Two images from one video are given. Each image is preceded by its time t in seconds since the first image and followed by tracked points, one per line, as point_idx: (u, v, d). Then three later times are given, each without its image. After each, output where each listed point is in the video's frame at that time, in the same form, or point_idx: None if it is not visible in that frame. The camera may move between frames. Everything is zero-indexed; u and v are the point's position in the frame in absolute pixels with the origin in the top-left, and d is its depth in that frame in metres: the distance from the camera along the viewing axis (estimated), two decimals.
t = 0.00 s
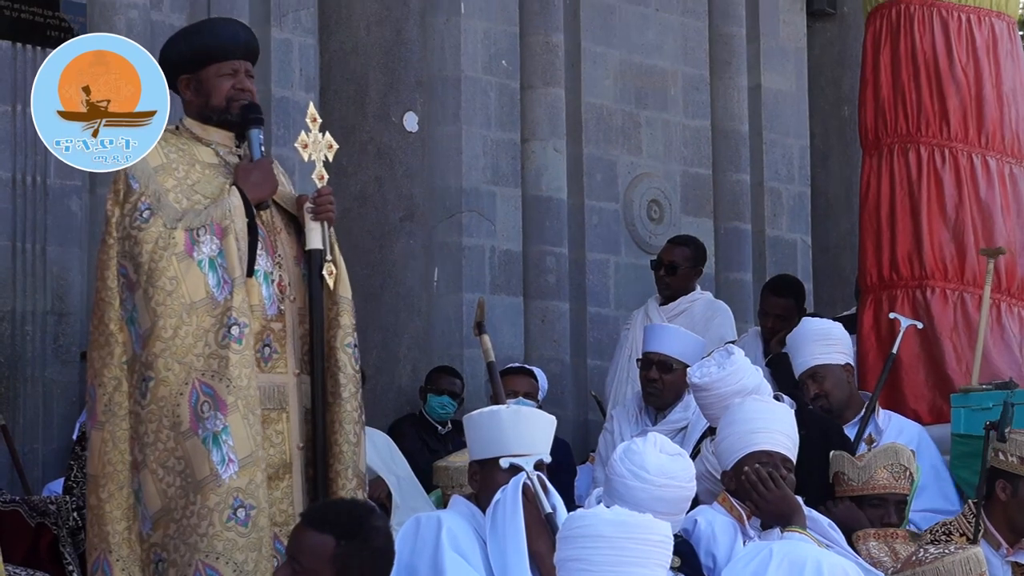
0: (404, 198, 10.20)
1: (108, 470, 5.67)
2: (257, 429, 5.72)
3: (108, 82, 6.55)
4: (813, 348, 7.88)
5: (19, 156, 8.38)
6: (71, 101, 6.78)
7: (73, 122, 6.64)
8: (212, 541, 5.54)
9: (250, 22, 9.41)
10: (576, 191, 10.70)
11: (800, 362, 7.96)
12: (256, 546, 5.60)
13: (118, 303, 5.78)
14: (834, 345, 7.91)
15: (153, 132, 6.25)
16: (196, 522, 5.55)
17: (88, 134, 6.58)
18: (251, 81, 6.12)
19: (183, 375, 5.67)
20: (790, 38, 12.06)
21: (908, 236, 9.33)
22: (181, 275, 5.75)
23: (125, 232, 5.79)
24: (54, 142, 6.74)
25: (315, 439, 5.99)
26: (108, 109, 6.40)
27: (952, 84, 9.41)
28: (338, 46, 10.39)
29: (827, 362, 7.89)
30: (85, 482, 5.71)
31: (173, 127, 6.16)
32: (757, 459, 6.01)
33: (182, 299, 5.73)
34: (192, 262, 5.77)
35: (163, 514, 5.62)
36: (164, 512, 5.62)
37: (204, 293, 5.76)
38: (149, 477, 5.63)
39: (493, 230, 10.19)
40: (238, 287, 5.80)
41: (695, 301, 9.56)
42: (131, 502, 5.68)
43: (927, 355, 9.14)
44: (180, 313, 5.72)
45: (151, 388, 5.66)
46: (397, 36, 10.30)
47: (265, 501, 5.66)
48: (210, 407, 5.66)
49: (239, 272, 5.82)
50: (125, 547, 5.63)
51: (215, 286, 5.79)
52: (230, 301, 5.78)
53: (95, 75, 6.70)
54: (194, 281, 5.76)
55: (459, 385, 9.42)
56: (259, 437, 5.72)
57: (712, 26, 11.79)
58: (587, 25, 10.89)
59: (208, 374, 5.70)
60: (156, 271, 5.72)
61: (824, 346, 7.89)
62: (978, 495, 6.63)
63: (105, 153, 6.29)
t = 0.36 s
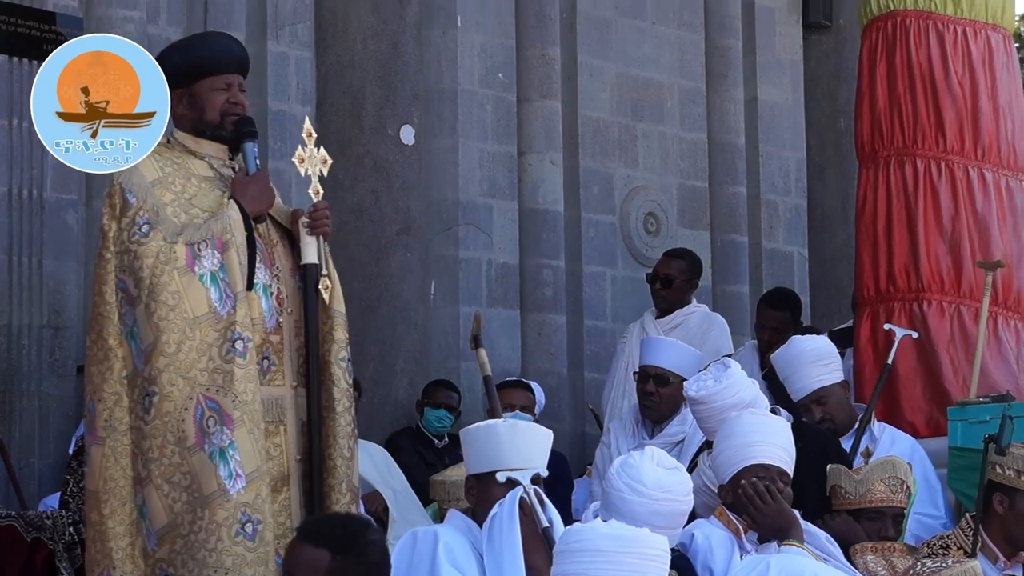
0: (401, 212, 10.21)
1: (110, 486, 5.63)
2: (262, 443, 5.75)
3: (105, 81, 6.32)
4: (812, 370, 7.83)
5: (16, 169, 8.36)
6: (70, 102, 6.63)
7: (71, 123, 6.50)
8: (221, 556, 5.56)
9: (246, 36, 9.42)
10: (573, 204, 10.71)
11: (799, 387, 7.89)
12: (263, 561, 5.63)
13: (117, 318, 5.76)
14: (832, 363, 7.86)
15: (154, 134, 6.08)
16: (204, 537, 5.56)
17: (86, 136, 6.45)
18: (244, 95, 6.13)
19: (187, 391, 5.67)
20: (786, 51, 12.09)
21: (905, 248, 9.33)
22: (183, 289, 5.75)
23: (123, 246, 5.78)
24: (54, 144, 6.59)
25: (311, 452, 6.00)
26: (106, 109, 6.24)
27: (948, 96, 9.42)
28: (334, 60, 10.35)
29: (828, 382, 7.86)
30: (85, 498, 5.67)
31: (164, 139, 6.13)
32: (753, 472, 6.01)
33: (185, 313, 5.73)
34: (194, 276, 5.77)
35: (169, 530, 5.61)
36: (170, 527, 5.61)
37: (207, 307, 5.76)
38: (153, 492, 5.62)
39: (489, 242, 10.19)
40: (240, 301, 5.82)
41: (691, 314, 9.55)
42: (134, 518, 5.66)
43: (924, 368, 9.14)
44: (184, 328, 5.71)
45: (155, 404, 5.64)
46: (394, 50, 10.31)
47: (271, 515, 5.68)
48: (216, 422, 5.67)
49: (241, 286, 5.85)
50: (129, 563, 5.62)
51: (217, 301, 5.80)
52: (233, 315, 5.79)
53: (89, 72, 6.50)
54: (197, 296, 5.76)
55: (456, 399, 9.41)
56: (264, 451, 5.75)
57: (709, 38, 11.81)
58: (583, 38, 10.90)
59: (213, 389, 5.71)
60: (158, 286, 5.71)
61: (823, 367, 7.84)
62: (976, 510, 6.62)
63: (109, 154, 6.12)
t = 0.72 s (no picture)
0: (396, 217, 10.20)
1: (112, 491, 5.67)
2: (267, 447, 5.79)
3: (104, 82, 6.08)
4: (806, 378, 7.84)
5: (11, 175, 8.35)
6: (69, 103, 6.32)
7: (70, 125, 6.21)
8: (228, 559, 5.60)
9: (242, 42, 9.43)
10: (569, 210, 10.73)
11: (793, 394, 7.87)
12: (269, 564, 5.67)
13: (118, 323, 5.79)
14: (826, 370, 7.87)
15: (154, 135, 5.91)
16: (211, 541, 5.61)
17: (87, 138, 6.15)
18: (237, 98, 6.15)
19: (191, 396, 5.71)
20: (781, 57, 12.10)
21: (900, 252, 9.33)
22: (186, 294, 5.79)
23: (123, 251, 5.80)
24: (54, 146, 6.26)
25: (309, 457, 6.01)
26: (104, 111, 5.99)
27: (943, 101, 9.44)
28: (330, 66, 10.41)
29: (824, 388, 7.87)
30: (87, 504, 5.70)
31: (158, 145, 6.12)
32: (751, 476, 6.00)
33: (188, 318, 5.77)
34: (196, 281, 5.81)
35: (175, 534, 5.65)
36: (175, 531, 5.65)
37: (210, 311, 5.80)
38: (158, 496, 5.66)
39: (485, 248, 10.20)
40: (243, 305, 5.87)
41: (686, 319, 9.55)
42: (138, 521, 5.70)
43: (920, 372, 9.14)
44: (187, 332, 5.75)
45: (158, 408, 5.69)
46: (389, 56, 10.32)
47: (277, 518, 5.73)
48: (221, 426, 5.72)
49: (243, 290, 5.90)
50: (133, 567, 5.66)
51: (221, 305, 5.84)
52: (236, 319, 5.83)
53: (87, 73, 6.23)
54: (199, 300, 5.80)
55: (452, 404, 9.40)
56: (268, 455, 5.79)
57: (704, 44, 11.81)
58: (578, 43, 10.91)
59: (218, 393, 5.75)
60: (161, 291, 5.75)
61: (818, 373, 7.85)
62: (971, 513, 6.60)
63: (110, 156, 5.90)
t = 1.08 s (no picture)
0: (400, 210, 10.21)
1: (128, 482, 5.49)
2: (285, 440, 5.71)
3: (103, 81, 5.81)
4: (807, 371, 7.84)
5: (15, 168, 8.35)
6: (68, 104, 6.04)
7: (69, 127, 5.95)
8: (251, 550, 5.47)
9: (246, 35, 9.43)
10: (573, 204, 10.72)
11: (795, 389, 7.88)
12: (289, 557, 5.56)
13: (133, 315, 5.65)
14: (826, 363, 7.86)
15: (154, 139, 5.72)
16: (232, 532, 5.47)
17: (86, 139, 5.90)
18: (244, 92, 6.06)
19: (210, 388, 5.60)
20: (785, 51, 12.10)
21: (904, 247, 9.33)
22: (203, 286, 5.68)
23: (137, 243, 5.67)
24: (54, 148, 5.96)
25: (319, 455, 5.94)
26: (104, 112, 5.77)
27: (947, 96, 9.42)
28: (334, 59, 10.34)
29: (824, 382, 7.86)
30: (101, 495, 5.52)
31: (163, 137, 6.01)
32: (753, 470, 6.01)
33: (206, 310, 5.66)
34: (213, 272, 5.71)
35: (194, 526, 5.50)
36: (195, 523, 5.50)
37: (228, 303, 5.70)
38: (177, 488, 5.51)
39: (489, 242, 10.19)
40: (261, 298, 5.79)
41: (689, 313, 9.55)
42: (153, 514, 5.53)
43: (924, 367, 9.14)
44: (205, 324, 5.64)
45: (177, 400, 5.56)
46: (393, 50, 10.32)
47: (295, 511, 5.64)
48: (240, 417, 5.61)
49: (260, 283, 5.82)
50: (149, 559, 5.48)
51: (238, 298, 5.75)
52: (254, 311, 5.75)
53: (86, 73, 5.94)
54: (217, 292, 5.70)
55: (456, 397, 9.41)
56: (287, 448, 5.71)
57: (708, 38, 11.81)
58: (582, 37, 10.90)
59: (237, 385, 5.65)
60: (178, 282, 5.64)
61: (818, 367, 7.84)
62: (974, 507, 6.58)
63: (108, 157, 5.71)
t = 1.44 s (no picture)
0: (400, 204, 10.20)
1: (146, 473, 5.47)
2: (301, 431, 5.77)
3: (100, 82, 5.60)
4: (811, 365, 7.84)
5: (16, 162, 8.35)
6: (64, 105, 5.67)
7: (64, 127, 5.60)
8: (275, 540, 5.53)
9: (246, 28, 9.42)
10: (573, 198, 10.71)
11: (797, 383, 7.87)
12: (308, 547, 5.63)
13: (148, 305, 5.63)
14: (829, 358, 7.88)
15: (153, 138, 5.60)
16: (257, 522, 5.52)
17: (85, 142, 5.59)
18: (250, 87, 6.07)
19: (230, 378, 5.62)
20: (786, 46, 12.10)
21: (905, 242, 9.33)
22: (221, 277, 5.71)
23: (151, 234, 5.66)
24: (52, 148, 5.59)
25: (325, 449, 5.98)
26: (104, 112, 5.51)
27: (948, 90, 9.42)
28: (334, 53, 10.38)
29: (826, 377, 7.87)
30: (118, 488, 5.46)
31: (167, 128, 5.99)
32: (754, 464, 6.01)
33: (224, 301, 5.68)
34: (230, 264, 5.74)
35: (216, 517, 5.53)
36: (216, 514, 5.53)
37: (245, 294, 5.74)
38: (198, 479, 5.53)
39: (489, 237, 10.19)
40: (277, 290, 5.84)
41: (690, 308, 9.55)
42: (172, 505, 5.53)
43: (925, 361, 9.13)
44: (224, 315, 5.67)
45: (197, 390, 5.57)
46: (394, 44, 10.31)
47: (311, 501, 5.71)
48: (261, 408, 5.65)
49: (275, 275, 5.88)
50: (169, 551, 5.46)
51: (255, 289, 5.78)
52: (272, 303, 5.81)
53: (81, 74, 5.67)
54: (234, 283, 5.73)
55: (456, 391, 9.42)
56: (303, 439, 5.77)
57: (709, 32, 11.80)
58: (583, 31, 10.89)
59: (256, 375, 5.68)
60: (196, 273, 5.65)
61: (821, 362, 7.86)
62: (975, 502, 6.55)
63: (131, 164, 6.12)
